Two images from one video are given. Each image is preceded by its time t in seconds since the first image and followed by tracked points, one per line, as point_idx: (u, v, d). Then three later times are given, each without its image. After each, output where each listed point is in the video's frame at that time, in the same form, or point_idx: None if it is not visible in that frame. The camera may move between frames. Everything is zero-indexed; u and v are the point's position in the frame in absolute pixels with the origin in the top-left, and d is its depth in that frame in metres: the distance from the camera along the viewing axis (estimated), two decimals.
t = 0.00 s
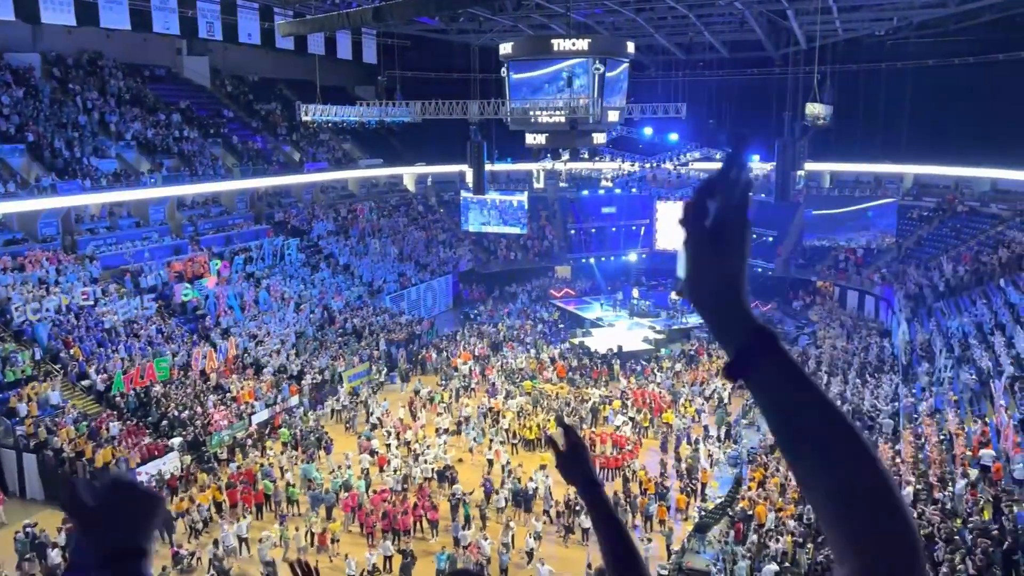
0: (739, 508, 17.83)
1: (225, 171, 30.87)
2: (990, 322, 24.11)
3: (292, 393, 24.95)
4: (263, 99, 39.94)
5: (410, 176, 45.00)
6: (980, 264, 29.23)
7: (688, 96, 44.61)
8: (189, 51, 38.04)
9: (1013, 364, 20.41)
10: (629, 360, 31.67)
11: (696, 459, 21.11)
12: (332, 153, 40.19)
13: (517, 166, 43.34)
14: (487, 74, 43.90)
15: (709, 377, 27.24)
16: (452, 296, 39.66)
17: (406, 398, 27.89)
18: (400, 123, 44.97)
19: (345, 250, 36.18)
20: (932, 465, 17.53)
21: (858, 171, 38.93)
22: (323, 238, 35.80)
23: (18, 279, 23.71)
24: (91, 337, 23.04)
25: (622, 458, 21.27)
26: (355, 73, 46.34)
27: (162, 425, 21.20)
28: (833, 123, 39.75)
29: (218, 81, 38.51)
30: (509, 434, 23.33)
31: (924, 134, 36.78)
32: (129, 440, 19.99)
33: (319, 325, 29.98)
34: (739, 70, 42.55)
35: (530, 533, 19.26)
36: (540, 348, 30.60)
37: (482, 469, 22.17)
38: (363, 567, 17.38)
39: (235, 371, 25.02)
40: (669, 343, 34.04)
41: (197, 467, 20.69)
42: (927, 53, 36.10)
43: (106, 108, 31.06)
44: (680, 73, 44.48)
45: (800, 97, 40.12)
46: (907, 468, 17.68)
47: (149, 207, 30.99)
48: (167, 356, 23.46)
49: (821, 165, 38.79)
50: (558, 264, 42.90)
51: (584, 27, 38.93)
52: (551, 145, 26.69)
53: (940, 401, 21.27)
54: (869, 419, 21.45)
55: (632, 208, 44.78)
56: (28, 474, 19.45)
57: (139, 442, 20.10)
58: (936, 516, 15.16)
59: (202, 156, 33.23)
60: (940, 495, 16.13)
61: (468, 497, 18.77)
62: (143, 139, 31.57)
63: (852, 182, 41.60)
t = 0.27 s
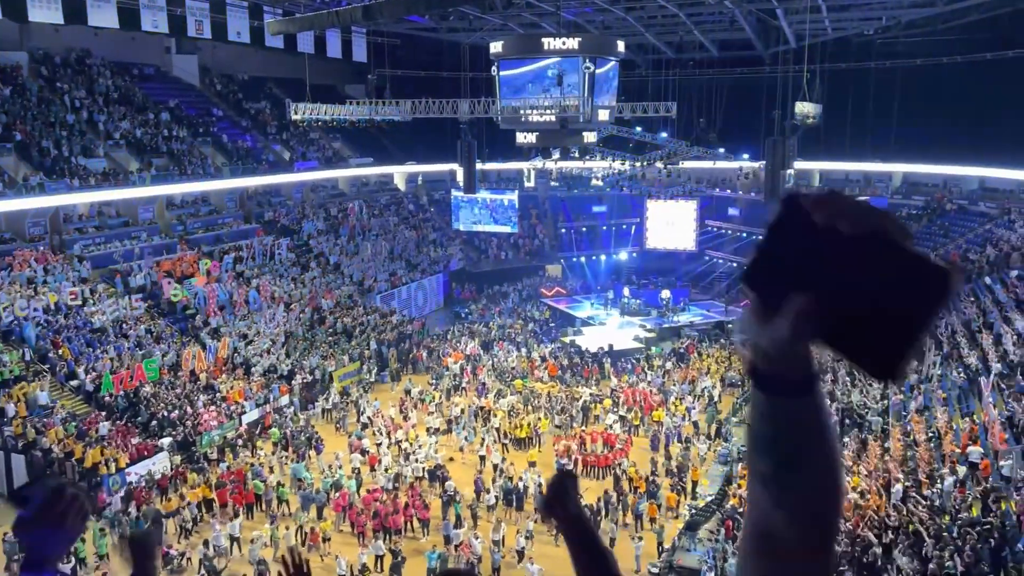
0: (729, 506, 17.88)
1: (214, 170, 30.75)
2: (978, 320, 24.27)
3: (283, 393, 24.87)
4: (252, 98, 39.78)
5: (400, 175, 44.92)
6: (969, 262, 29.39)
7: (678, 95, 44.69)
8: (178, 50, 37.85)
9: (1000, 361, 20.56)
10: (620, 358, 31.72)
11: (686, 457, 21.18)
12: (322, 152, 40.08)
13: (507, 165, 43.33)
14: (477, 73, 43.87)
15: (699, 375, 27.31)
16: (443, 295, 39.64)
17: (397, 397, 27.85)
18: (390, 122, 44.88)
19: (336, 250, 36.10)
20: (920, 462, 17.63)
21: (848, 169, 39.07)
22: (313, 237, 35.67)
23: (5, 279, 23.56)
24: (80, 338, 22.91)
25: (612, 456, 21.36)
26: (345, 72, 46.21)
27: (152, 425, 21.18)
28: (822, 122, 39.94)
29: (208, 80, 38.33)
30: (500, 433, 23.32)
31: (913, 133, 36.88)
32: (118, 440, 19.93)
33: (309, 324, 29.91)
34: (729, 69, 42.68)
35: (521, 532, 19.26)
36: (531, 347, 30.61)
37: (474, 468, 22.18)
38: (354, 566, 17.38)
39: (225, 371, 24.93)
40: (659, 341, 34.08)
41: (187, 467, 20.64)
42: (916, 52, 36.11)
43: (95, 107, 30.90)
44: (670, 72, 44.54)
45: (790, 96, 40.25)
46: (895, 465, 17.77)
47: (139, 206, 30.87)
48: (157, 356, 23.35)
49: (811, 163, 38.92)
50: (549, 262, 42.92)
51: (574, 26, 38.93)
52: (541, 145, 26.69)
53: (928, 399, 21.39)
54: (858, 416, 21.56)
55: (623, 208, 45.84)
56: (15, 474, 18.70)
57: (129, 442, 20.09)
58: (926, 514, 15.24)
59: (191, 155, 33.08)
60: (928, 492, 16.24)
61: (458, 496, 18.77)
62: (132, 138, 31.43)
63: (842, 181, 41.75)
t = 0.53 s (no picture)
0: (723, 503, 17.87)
1: (207, 169, 30.65)
2: (970, 318, 24.39)
3: (276, 391, 24.81)
4: (245, 96, 39.64)
5: (394, 173, 44.85)
6: (961, 260, 29.50)
7: (672, 93, 44.68)
8: (170, 48, 37.70)
9: (992, 358, 20.64)
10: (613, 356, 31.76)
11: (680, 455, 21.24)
12: (316, 150, 39.99)
13: (501, 163, 43.31)
14: (471, 71, 43.83)
15: (692, 373, 27.36)
16: (437, 293, 39.67)
17: (391, 395, 27.84)
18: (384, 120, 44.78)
19: (329, 248, 36.04)
20: (913, 460, 17.70)
21: (841, 168, 39.21)
22: (306, 236, 35.60)
23: None
24: (72, 337, 22.83)
25: (605, 454, 21.40)
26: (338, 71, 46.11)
27: (145, 424, 21.15)
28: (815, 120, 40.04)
29: (200, 78, 38.20)
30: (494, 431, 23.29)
31: (905, 131, 37.04)
32: (112, 439, 19.86)
33: (302, 323, 29.87)
34: (723, 67, 42.80)
35: (516, 531, 19.27)
36: (524, 346, 30.62)
37: (468, 466, 22.19)
38: (348, 564, 17.37)
39: (218, 370, 24.87)
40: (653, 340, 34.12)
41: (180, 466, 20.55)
42: (908, 51, 36.34)
43: (86, 105, 30.77)
44: (664, 70, 44.53)
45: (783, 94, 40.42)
46: (888, 462, 17.82)
47: (131, 204, 30.79)
48: (149, 355, 23.28)
49: (804, 162, 39.06)
50: (543, 260, 42.93)
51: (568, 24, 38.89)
52: (535, 143, 26.65)
53: (920, 396, 21.50)
54: (851, 414, 21.67)
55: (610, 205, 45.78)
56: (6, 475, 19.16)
57: (122, 441, 20.02)
58: (918, 512, 15.30)
59: (184, 153, 32.96)
60: (921, 490, 16.30)
61: (453, 495, 18.75)
62: (124, 136, 31.32)
63: (835, 179, 41.86)
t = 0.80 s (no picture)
0: (719, 501, 17.90)
1: (204, 167, 30.62)
2: (966, 316, 24.44)
3: (273, 389, 24.78)
4: (242, 94, 39.57)
5: (391, 171, 44.82)
6: (957, 258, 29.53)
7: (669, 91, 44.62)
8: (167, 46, 37.65)
9: (988, 356, 20.70)
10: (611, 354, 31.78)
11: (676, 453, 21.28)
12: (313, 148, 39.94)
13: (498, 161, 43.30)
14: (468, 70, 43.80)
15: (689, 371, 27.37)
16: (434, 292, 39.67)
17: (388, 394, 27.83)
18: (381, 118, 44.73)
19: (326, 246, 36.01)
20: (908, 458, 17.72)
21: (838, 166, 39.28)
22: (303, 234, 35.57)
23: None
24: (69, 335, 22.81)
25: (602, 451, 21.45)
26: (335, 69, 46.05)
27: (142, 423, 21.06)
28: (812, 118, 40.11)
29: (197, 75, 38.14)
30: (491, 429, 23.30)
31: (902, 129, 37.10)
32: (108, 438, 19.80)
33: (299, 321, 29.87)
34: (720, 65, 42.89)
35: (512, 529, 19.28)
36: (522, 344, 30.65)
37: (465, 465, 22.21)
38: (345, 563, 17.38)
39: (215, 369, 24.85)
40: (650, 338, 34.10)
41: (177, 465, 20.45)
42: (905, 49, 36.44)
43: (83, 103, 30.73)
44: (661, 68, 44.51)
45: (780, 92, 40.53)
46: (885, 460, 17.83)
47: (128, 202, 30.76)
48: (146, 354, 23.25)
49: (801, 160, 39.11)
50: (541, 259, 42.94)
51: (565, 22, 38.87)
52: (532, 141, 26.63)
53: (916, 394, 21.55)
54: (847, 412, 21.75)
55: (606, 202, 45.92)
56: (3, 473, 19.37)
57: (119, 440, 19.95)
58: (914, 509, 15.31)
59: (181, 151, 32.88)
60: (917, 488, 16.33)
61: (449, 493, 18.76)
62: (120, 134, 31.26)
63: (832, 177, 41.89)
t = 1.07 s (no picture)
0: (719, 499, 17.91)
1: (204, 164, 30.61)
2: (967, 315, 24.40)
3: (274, 387, 24.77)
4: (242, 92, 39.56)
5: (391, 169, 44.78)
6: (958, 257, 29.48)
7: (669, 89, 44.66)
8: (167, 44, 37.65)
9: (988, 354, 20.68)
10: (611, 353, 31.76)
11: (676, 451, 21.26)
12: (313, 146, 39.92)
13: (498, 159, 43.26)
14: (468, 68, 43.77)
15: (689, 369, 27.34)
16: (434, 290, 39.65)
17: (388, 392, 27.81)
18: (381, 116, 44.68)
19: (326, 244, 35.98)
20: (908, 456, 17.72)
21: (838, 164, 39.25)
22: (303, 232, 35.55)
23: None
24: (69, 333, 22.83)
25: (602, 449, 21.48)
26: (335, 67, 46.03)
27: (142, 421, 21.14)
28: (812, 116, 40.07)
29: (197, 73, 38.14)
30: (491, 428, 23.29)
31: (903, 127, 37.07)
32: (108, 436, 19.86)
33: (299, 319, 29.86)
34: (720, 63, 42.83)
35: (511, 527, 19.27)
36: (522, 342, 30.62)
37: (465, 463, 22.22)
38: (345, 561, 17.42)
39: (215, 367, 24.85)
40: (649, 336, 34.08)
41: (177, 462, 20.52)
42: (905, 47, 36.42)
43: (83, 101, 30.73)
44: (662, 66, 44.47)
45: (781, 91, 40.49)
46: (885, 458, 17.86)
47: (128, 200, 30.78)
48: (146, 352, 23.24)
49: (801, 158, 39.08)
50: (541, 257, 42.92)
51: (565, 20, 38.83)
52: (532, 139, 26.58)
53: (916, 392, 21.55)
54: (847, 411, 21.76)
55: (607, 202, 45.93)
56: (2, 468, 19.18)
57: (119, 438, 20.02)
58: (913, 508, 15.36)
59: (181, 149, 32.85)
60: (916, 486, 16.37)
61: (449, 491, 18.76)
62: (120, 132, 31.25)
63: (832, 176, 41.84)
